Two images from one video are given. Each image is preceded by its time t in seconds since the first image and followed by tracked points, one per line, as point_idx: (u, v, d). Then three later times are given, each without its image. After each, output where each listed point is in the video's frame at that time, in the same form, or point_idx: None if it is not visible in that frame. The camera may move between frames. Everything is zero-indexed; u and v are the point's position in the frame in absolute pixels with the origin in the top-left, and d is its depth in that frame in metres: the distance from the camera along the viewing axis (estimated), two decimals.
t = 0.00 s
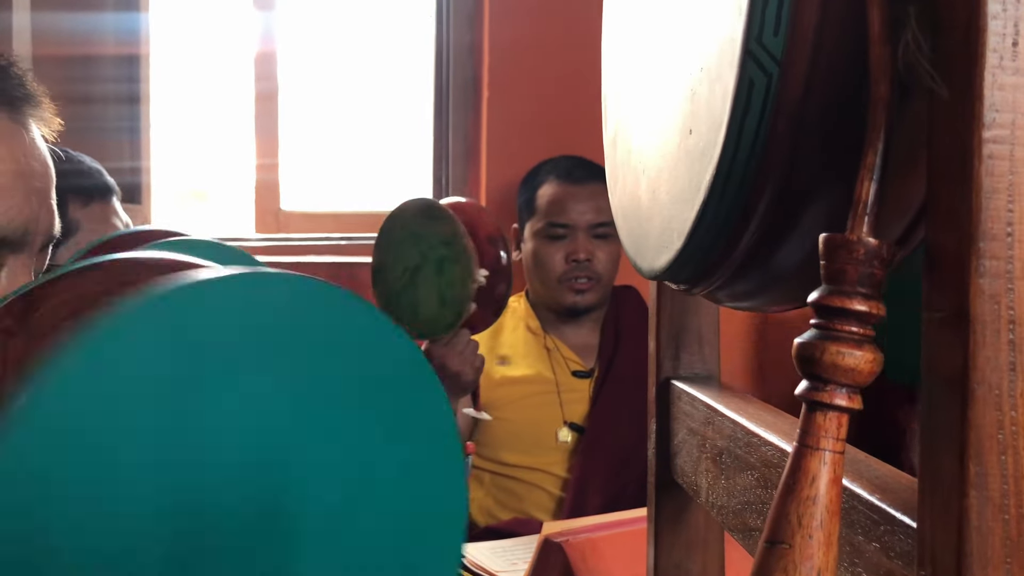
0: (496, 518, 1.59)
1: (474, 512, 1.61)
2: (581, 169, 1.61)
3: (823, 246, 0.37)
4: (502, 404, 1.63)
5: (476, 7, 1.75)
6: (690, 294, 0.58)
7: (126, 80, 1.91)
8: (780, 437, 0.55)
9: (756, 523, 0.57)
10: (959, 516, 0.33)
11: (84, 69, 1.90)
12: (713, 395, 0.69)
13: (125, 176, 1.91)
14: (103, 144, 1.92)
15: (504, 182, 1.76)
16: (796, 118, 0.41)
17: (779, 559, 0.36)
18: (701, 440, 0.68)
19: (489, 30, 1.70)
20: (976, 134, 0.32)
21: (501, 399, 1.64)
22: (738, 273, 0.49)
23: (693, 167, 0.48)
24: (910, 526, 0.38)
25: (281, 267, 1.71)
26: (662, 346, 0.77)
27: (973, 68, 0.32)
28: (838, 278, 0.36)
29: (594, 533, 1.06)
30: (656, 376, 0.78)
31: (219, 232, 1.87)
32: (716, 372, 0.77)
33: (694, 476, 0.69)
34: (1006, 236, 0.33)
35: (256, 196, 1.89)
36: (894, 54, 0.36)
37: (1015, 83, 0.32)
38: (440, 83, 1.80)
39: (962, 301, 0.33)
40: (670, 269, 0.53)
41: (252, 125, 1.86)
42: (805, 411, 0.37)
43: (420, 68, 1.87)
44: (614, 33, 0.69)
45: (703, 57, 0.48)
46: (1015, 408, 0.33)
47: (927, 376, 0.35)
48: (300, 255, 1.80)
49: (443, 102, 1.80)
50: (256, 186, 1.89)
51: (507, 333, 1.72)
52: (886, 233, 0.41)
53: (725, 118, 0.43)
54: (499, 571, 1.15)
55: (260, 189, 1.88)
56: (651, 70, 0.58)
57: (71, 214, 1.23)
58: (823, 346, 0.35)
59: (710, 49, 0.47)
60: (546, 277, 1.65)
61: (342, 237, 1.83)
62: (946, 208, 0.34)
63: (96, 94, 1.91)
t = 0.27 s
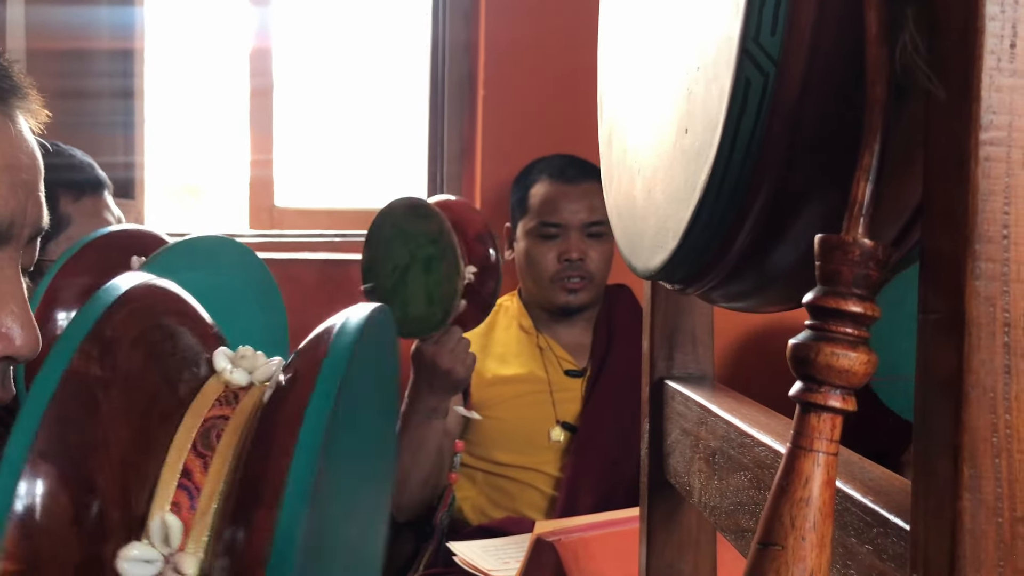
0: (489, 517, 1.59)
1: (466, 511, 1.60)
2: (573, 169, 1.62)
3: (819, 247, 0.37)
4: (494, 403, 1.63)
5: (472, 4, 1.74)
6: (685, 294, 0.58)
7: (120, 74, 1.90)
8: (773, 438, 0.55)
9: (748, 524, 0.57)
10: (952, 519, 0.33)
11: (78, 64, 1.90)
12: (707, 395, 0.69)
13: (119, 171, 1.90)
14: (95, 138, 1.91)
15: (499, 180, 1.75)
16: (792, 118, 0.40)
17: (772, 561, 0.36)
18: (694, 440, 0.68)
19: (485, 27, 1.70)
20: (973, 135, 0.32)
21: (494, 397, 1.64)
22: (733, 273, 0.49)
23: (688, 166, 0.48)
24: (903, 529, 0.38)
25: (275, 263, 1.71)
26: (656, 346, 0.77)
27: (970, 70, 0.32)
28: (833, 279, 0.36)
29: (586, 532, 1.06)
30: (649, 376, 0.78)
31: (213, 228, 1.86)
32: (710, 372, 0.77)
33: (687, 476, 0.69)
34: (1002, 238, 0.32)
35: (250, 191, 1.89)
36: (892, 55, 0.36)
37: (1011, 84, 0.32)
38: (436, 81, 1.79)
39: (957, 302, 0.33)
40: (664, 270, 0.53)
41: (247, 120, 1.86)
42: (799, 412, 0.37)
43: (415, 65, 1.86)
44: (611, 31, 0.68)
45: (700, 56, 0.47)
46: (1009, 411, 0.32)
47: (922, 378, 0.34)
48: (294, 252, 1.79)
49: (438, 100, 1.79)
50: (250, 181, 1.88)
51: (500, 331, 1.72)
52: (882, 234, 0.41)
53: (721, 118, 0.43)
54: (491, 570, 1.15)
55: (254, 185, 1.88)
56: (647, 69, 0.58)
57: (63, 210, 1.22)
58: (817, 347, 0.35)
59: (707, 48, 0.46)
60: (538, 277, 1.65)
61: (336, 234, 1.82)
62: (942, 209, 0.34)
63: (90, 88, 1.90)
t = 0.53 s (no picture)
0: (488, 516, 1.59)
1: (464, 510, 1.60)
2: (568, 167, 1.61)
3: (819, 248, 0.37)
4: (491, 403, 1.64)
5: (472, 3, 1.74)
6: (685, 294, 0.58)
7: (120, 72, 1.89)
8: (772, 438, 0.55)
9: (747, 524, 0.57)
10: (952, 520, 0.33)
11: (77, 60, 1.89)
12: (707, 395, 0.69)
13: (118, 169, 1.90)
14: (95, 135, 1.90)
15: (498, 179, 1.75)
16: (793, 119, 0.40)
17: (771, 560, 0.36)
18: (693, 440, 0.68)
19: (485, 25, 1.70)
20: (974, 137, 0.32)
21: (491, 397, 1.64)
22: (733, 274, 0.49)
23: (689, 167, 0.48)
24: (902, 529, 0.38)
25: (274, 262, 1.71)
26: (655, 346, 0.77)
27: (972, 72, 0.32)
28: (833, 281, 0.36)
29: (585, 532, 1.06)
30: (649, 376, 0.78)
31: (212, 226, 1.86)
32: (709, 372, 0.77)
33: (686, 476, 0.69)
34: (1002, 240, 0.33)
35: (249, 189, 1.89)
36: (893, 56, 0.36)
37: (1012, 87, 0.32)
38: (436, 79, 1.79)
39: (958, 305, 0.33)
40: (665, 270, 0.53)
41: (246, 118, 1.86)
42: (799, 413, 0.37)
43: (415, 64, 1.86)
44: (612, 31, 0.68)
45: (701, 57, 0.48)
46: (1009, 413, 0.33)
47: (922, 379, 0.35)
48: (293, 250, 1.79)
49: (438, 98, 1.79)
50: (249, 179, 1.88)
51: (497, 330, 1.71)
52: (883, 235, 0.41)
53: (722, 119, 0.43)
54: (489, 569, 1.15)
55: (253, 183, 1.88)
56: (648, 69, 0.58)
57: (63, 208, 1.22)
58: (817, 348, 0.35)
59: (708, 49, 0.46)
60: (535, 276, 1.65)
61: (335, 233, 1.82)
62: (943, 211, 0.34)
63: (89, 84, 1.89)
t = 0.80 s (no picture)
0: (488, 516, 1.59)
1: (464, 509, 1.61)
2: (559, 167, 1.64)
3: (820, 249, 0.37)
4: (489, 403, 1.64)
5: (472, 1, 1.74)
6: (685, 294, 0.58)
7: (119, 71, 1.90)
8: (773, 437, 0.55)
9: (748, 523, 0.57)
10: (952, 518, 0.33)
11: (78, 59, 1.90)
12: (707, 395, 0.69)
13: (118, 168, 1.90)
14: (94, 134, 1.91)
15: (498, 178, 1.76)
16: (793, 120, 0.41)
17: (773, 560, 0.36)
18: (694, 439, 0.68)
19: (484, 24, 1.70)
20: (973, 138, 0.32)
21: (489, 396, 1.64)
22: (733, 274, 0.49)
23: (690, 167, 0.48)
24: (903, 528, 0.39)
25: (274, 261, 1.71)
26: (656, 345, 0.77)
27: (971, 73, 0.32)
28: (833, 281, 0.36)
29: (586, 531, 1.06)
30: (650, 375, 0.78)
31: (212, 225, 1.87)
32: (710, 371, 0.78)
33: (687, 475, 0.70)
34: (1001, 241, 0.33)
35: (249, 189, 1.89)
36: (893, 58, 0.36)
37: (1011, 88, 0.32)
38: (436, 78, 1.79)
39: (957, 305, 0.33)
40: (666, 270, 0.53)
41: (246, 117, 1.86)
42: (800, 413, 0.37)
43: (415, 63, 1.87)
44: (611, 32, 0.69)
45: (701, 58, 0.48)
46: (1009, 412, 0.33)
47: (923, 378, 0.35)
48: (293, 250, 1.79)
49: (437, 97, 1.79)
50: (249, 179, 1.88)
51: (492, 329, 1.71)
52: (883, 235, 0.41)
53: (723, 119, 0.43)
54: (490, 568, 1.15)
55: (253, 182, 1.88)
56: (648, 70, 0.58)
57: (64, 208, 1.22)
58: (817, 348, 0.36)
59: (708, 50, 0.47)
60: (527, 277, 1.64)
61: (335, 232, 1.83)
62: (943, 212, 0.34)
63: (90, 84, 1.90)
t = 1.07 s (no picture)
0: (491, 517, 1.60)
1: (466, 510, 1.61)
2: (558, 168, 1.65)
3: (827, 252, 0.37)
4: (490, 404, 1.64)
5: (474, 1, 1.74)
6: (690, 296, 0.58)
7: (122, 70, 1.89)
8: (778, 439, 0.55)
9: (753, 525, 0.57)
10: (960, 520, 0.33)
11: (79, 59, 1.89)
12: (711, 395, 0.69)
13: (120, 168, 1.90)
14: (97, 134, 1.91)
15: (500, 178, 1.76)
16: (800, 123, 0.41)
17: (781, 561, 0.36)
18: (698, 441, 0.68)
19: (486, 24, 1.70)
20: (981, 142, 0.32)
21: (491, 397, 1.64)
22: (739, 276, 0.49)
23: (696, 169, 0.48)
24: (910, 529, 0.39)
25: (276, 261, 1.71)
26: (660, 346, 0.78)
27: (979, 78, 0.32)
28: (841, 283, 0.36)
29: (589, 531, 1.06)
30: (654, 376, 0.78)
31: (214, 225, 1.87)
32: (714, 372, 0.78)
33: (692, 476, 0.70)
34: (1009, 244, 0.33)
35: (251, 188, 1.89)
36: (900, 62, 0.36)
37: (1019, 92, 0.32)
38: (437, 78, 1.79)
39: (965, 309, 0.33)
40: (672, 271, 0.53)
41: (247, 117, 1.86)
42: (808, 415, 0.37)
43: (417, 62, 1.87)
44: (616, 32, 0.69)
45: (708, 60, 0.48)
46: (1016, 415, 0.33)
47: (930, 381, 0.35)
48: (295, 250, 1.79)
49: (439, 97, 1.79)
50: (251, 178, 1.88)
51: (495, 330, 1.71)
52: (890, 237, 0.41)
53: (730, 122, 0.44)
54: (493, 569, 1.15)
55: (255, 182, 1.88)
56: (654, 71, 0.58)
57: (69, 209, 1.22)
58: (825, 351, 0.36)
59: (715, 53, 0.47)
60: (527, 278, 1.64)
61: (337, 232, 1.83)
62: (951, 215, 0.34)
63: (91, 84, 1.90)
